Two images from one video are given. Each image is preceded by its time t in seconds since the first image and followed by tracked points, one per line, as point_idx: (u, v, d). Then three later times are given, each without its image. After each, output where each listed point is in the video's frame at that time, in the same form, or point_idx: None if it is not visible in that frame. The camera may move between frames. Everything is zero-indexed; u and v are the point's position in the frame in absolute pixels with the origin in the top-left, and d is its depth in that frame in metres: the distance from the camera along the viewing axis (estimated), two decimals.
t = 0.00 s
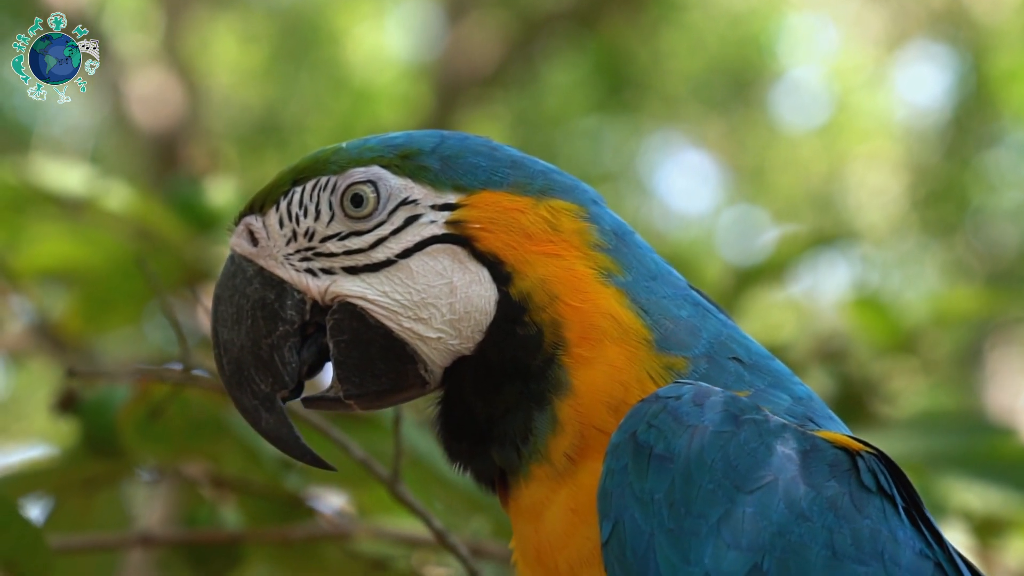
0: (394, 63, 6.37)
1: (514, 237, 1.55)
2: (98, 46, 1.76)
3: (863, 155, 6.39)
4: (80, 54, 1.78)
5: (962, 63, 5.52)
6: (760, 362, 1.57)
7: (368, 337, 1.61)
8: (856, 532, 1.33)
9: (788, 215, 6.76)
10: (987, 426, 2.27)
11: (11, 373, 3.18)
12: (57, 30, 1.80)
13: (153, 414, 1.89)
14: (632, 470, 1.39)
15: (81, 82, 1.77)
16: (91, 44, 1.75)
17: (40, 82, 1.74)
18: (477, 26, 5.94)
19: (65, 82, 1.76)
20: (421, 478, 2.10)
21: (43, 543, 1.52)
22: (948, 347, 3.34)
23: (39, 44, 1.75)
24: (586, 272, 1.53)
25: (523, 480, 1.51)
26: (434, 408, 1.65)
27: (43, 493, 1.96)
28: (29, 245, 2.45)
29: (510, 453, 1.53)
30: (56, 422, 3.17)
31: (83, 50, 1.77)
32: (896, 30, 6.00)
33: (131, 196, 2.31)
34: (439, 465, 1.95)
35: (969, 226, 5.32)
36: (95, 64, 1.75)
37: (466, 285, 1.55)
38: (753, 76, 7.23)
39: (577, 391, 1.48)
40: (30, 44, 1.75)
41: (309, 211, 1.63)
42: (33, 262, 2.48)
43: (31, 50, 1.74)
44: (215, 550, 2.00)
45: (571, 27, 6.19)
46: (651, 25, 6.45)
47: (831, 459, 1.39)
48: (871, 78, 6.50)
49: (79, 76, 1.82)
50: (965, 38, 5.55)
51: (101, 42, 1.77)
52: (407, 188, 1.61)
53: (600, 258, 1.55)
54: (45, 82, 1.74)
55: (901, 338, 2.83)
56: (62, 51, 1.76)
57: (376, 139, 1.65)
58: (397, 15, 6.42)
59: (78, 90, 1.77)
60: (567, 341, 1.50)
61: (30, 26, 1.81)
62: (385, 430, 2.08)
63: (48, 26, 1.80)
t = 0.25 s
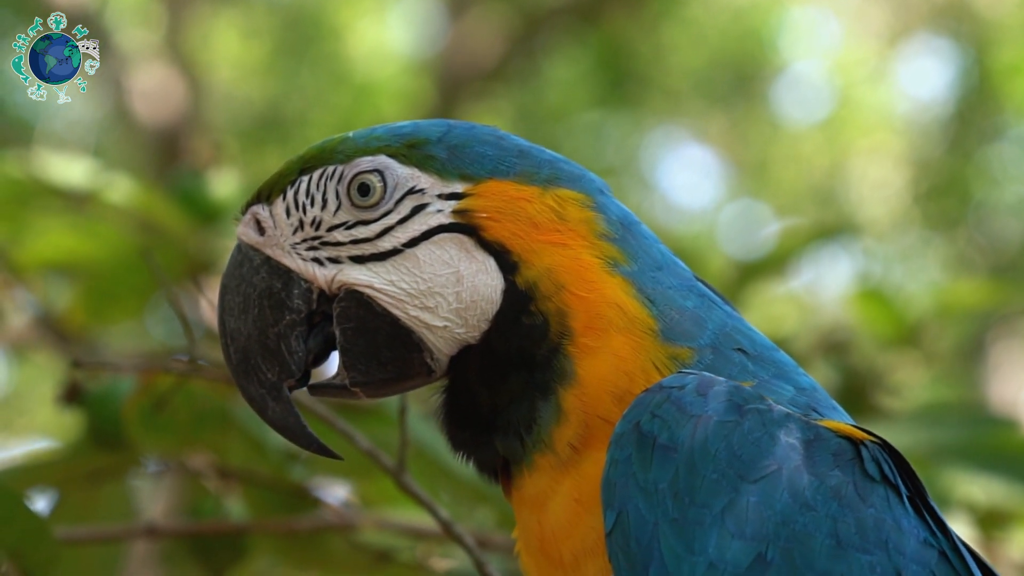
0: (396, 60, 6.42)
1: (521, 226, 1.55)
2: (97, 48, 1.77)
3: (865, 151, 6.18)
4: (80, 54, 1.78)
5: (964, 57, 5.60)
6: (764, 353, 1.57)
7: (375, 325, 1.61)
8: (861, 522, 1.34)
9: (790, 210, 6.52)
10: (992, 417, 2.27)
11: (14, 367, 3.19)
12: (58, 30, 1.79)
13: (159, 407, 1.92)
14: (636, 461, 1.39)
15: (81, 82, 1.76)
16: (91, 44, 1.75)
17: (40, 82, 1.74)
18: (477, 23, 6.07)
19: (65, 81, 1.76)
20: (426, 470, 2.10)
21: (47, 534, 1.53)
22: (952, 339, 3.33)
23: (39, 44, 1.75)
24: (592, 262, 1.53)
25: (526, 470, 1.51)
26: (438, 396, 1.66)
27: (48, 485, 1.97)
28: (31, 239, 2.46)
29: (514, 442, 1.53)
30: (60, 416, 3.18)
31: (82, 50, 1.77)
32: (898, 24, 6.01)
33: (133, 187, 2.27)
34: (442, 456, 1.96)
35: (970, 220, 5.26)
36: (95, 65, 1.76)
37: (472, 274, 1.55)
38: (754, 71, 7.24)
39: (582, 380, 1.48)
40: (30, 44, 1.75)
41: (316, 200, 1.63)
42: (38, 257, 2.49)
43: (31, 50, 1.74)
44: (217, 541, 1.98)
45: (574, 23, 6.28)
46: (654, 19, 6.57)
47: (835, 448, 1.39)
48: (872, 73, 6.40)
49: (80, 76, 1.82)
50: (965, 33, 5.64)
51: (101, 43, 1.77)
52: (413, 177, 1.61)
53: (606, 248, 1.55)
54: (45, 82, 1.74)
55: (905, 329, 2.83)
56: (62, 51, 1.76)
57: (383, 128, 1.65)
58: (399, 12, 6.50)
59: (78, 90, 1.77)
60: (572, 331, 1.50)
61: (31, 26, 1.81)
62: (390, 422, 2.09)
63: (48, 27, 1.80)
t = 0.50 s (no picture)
0: (398, 55, 6.26)
1: (526, 213, 1.54)
2: (97, 47, 1.77)
3: (868, 147, 6.11)
4: (80, 54, 1.77)
5: (967, 50, 5.57)
6: (768, 344, 1.57)
7: (380, 309, 1.61)
8: (864, 512, 1.34)
9: (792, 205, 6.65)
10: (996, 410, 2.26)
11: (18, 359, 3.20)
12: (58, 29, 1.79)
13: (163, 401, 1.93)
14: (639, 452, 1.39)
15: (81, 82, 1.76)
16: (90, 44, 1.75)
17: (40, 83, 1.74)
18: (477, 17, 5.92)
19: (65, 82, 1.76)
20: (431, 463, 2.10)
21: (52, 527, 1.53)
22: (956, 331, 3.33)
23: (40, 45, 1.75)
24: (598, 250, 1.53)
25: (529, 458, 1.51)
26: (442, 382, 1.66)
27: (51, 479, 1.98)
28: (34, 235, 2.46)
29: (517, 429, 1.53)
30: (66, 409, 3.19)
31: (82, 50, 1.76)
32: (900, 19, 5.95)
33: (135, 182, 2.28)
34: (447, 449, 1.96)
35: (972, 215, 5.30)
36: (93, 64, 1.77)
37: (477, 261, 1.55)
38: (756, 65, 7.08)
39: (586, 368, 1.48)
40: (30, 44, 1.74)
41: (322, 185, 1.63)
42: (39, 251, 2.46)
43: (31, 50, 1.74)
44: (222, 534, 1.98)
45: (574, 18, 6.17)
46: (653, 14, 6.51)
47: (838, 438, 1.39)
48: (875, 67, 6.29)
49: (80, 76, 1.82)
50: (967, 26, 5.62)
51: (101, 43, 1.77)
52: (420, 163, 1.61)
53: (612, 236, 1.55)
54: (45, 82, 1.74)
55: (908, 322, 2.82)
56: (62, 51, 1.76)
57: (390, 113, 1.65)
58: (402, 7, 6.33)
59: (79, 89, 1.77)
60: (576, 319, 1.50)
61: (31, 25, 1.81)
62: (395, 415, 2.09)
63: (48, 26, 1.80)
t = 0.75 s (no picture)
0: (399, 53, 6.16)
1: (532, 200, 1.54)
2: (97, 47, 1.75)
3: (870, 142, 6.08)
4: (80, 54, 1.77)
5: (968, 46, 5.66)
6: (771, 336, 1.57)
7: (384, 292, 1.61)
8: (866, 503, 1.34)
9: (795, 200, 6.49)
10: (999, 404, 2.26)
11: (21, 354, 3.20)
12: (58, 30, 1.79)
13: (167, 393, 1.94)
14: (640, 445, 1.39)
15: (81, 83, 1.76)
16: (90, 44, 1.74)
17: (40, 82, 1.74)
18: (480, 16, 5.87)
19: (65, 82, 1.76)
20: (435, 455, 2.10)
21: (54, 520, 1.53)
22: (959, 324, 3.33)
23: (39, 45, 1.75)
24: (602, 238, 1.52)
25: (532, 444, 1.51)
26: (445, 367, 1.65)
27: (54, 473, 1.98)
28: (36, 231, 2.46)
29: (520, 415, 1.53)
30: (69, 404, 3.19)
31: (82, 49, 1.76)
32: (902, 16, 5.99)
33: (139, 176, 2.28)
34: (451, 442, 1.96)
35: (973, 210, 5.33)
36: (93, 64, 1.75)
37: (482, 246, 1.55)
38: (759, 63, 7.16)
39: (590, 356, 1.48)
40: (30, 44, 1.74)
41: (328, 167, 1.63)
42: (43, 246, 2.47)
43: (31, 50, 1.74)
44: (224, 528, 1.99)
45: (576, 15, 6.19)
46: (656, 11, 6.41)
47: (840, 429, 1.39)
48: (876, 64, 6.29)
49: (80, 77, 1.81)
50: (969, 22, 5.69)
51: (101, 43, 1.75)
52: (426, 147, 1.60)
53: (617, 225, 1.54)
54: (45, 82, 1.74)
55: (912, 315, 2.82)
56: (62, 51, 1.76)
57: (397, 97, 1.64)
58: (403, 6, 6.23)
59: (79, 90, 1.76)
60: (580, 306, 1.49)
61: (31, 25, 1.80)
62: (398, 408, 2.09)
63: (48, 26, 1.79)
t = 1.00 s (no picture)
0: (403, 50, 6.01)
1: (537, 186, 1.54)
2: (96, 48, 1.75)
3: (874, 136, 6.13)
4: (80, 54, 1.77)
5: (973, 41, 5.64)
6: (774, 328, 1.56)
7: (387, 277, 1.61)
8: (867, 496, 1.33)
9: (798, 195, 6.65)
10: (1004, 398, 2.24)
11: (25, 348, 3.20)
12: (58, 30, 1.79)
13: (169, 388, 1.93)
14: (640, 438, 1.39)
15: (81, 83, 1.76)
16: (90, 45, 1.74)
17: (40, 83, 1.73)
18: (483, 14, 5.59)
19: (65, 82, 1.75)
20: (438, 449, 2.10)
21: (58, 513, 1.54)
22: (963, 319, 3.32)
23: (40, 45, 1.75)
24: (607, 226, 1.52)
25: (535, 431, 1.51)
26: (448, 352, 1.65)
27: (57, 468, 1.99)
28: (40, 225, 2.47)
29: (523, 402, 1.53)
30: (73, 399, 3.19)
31: (82, 50, 1.76)
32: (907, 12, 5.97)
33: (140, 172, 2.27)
34: (454, 436, 1.95)
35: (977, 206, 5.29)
36: (93, 65, 1.75)
37: (486, 233, 1.55)
38: (764, 58, 7.11)
39: (593, 343, 1.47)
40: (30, 45, 1.74)
41: (334, 151, 1.63)
42: (46, 240, 2.47)
43: (31, 50, 1.74)
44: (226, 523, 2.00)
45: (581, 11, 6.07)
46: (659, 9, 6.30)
47: (841, 422, 1.39)
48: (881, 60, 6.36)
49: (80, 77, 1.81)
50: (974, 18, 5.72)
51: (101, 43, 1.75)
52: (432, 132, 1.60)
53: (621, 213, 1.54)
54: (45, 83, 1.73)
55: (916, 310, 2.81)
56: (62, 52, 1.76)
57: (404, 82, 1.65)
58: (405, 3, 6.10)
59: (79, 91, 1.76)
60: (584, 294, 1.49)
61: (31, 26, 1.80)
62: (401, 402, 2.09)
63: (48, 27, 1.79)
